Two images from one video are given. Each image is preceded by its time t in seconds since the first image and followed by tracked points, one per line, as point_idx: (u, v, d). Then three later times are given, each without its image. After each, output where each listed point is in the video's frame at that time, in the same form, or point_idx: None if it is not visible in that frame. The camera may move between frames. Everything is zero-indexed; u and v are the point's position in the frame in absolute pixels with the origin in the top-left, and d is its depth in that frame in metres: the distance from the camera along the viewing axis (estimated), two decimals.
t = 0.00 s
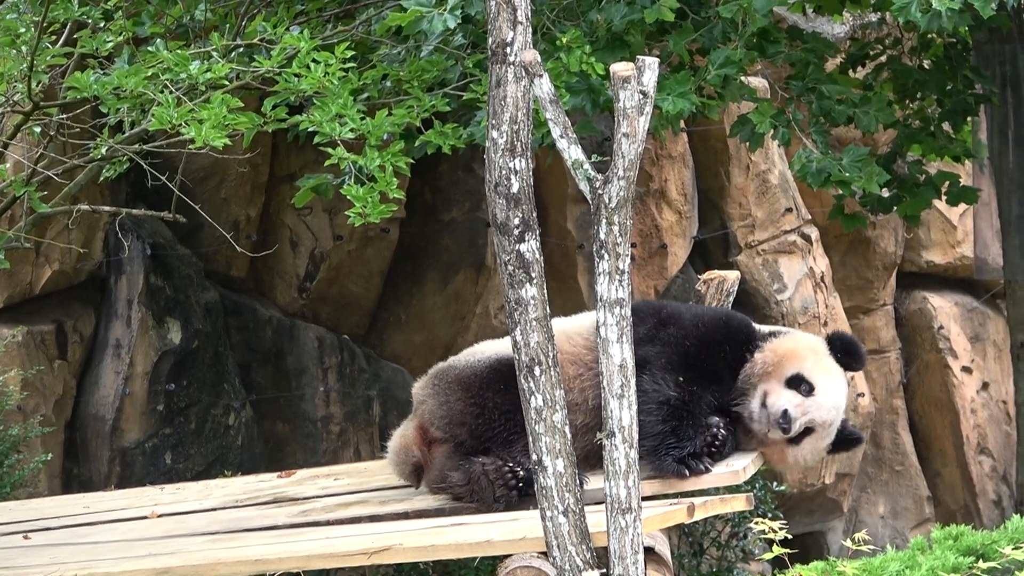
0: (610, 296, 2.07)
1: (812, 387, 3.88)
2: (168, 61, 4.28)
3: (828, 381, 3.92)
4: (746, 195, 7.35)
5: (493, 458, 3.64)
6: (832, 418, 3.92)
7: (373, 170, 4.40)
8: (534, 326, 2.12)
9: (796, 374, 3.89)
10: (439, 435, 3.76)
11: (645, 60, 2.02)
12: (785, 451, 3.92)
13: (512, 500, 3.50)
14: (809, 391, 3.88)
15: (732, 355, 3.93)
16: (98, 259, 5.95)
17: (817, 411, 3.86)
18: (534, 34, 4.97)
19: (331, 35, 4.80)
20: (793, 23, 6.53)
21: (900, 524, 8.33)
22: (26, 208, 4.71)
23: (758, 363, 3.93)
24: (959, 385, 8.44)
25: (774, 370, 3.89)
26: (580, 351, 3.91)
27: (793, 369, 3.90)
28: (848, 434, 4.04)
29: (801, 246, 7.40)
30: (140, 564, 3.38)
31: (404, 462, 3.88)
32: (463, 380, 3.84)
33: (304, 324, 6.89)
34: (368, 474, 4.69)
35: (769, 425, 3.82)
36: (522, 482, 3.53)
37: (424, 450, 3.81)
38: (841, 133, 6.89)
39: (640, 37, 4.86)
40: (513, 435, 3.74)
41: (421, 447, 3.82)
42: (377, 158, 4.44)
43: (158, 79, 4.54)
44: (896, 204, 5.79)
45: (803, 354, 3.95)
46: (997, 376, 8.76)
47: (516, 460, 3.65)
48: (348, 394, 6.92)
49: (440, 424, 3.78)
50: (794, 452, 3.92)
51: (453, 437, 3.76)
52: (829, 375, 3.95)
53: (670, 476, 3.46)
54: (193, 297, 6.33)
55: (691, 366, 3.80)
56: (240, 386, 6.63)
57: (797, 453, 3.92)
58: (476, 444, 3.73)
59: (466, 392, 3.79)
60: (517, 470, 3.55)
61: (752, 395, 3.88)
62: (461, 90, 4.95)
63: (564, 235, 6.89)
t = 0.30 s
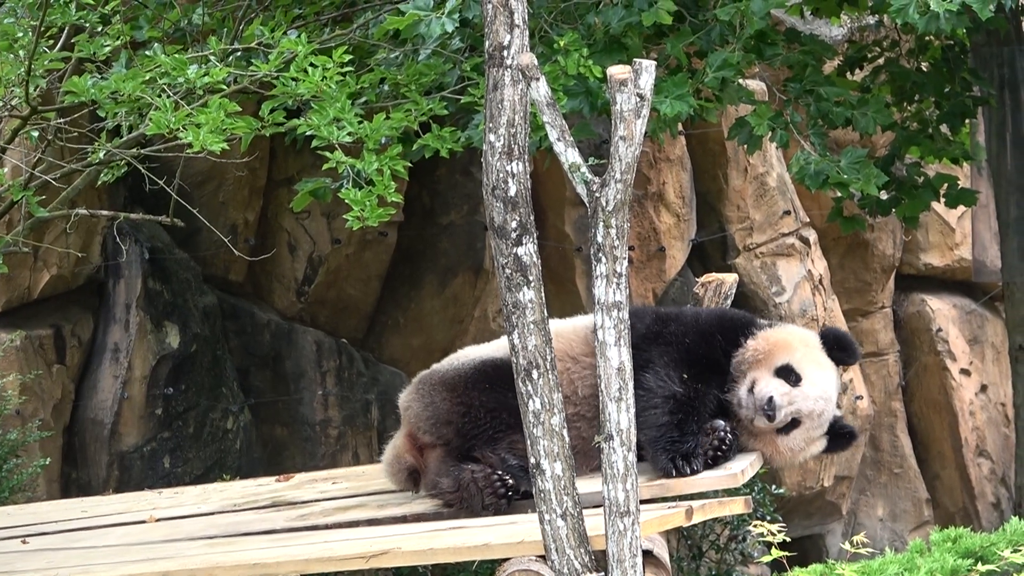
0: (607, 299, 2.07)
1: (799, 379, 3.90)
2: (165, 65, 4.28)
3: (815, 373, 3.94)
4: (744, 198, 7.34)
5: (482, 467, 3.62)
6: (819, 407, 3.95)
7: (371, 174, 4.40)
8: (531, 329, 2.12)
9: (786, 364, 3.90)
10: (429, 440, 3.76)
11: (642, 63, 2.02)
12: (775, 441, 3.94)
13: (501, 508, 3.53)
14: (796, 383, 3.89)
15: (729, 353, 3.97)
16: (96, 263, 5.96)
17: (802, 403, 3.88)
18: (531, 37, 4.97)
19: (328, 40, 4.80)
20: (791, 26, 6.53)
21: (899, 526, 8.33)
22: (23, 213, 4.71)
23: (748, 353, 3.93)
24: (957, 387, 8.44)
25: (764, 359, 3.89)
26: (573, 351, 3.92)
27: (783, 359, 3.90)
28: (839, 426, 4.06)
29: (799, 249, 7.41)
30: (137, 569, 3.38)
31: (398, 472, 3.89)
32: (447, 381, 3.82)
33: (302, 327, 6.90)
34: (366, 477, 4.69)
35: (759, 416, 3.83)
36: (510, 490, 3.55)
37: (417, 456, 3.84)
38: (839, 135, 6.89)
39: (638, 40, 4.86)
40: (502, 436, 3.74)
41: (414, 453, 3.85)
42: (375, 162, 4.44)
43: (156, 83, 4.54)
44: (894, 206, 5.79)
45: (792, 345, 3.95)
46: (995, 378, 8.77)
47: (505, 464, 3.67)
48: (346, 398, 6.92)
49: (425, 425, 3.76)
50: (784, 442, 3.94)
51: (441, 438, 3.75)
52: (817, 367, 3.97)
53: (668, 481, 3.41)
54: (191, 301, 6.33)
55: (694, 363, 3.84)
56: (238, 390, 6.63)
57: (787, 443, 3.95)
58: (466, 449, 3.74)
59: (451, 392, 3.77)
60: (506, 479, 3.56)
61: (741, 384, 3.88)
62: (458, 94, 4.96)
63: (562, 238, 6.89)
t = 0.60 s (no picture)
0: (606, 301, 2.07)
1: (804, 351, 4.01)
2: (163, 67, 4.27)
3: (820, 355, 4.05)
4: (742, 200, 7.34)
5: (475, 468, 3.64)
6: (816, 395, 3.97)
7: (369, 176, 4.40)
8: (530, 331, 2.11)
9: (793, 336, 4.04)
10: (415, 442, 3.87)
11: (640, 64, 2.02)
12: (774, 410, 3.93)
13: (495, 509, 3.50)
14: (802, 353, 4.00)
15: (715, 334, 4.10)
16: (95, 265, 5.96)
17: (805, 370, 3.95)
18: (530, 39, 4.97)
19: (326, 42, 4.80)
20: (789, 27, 6.53)
21: (898, 527, 8.32)
22: (21, 215, 4.71)
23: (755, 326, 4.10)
24: (956, 388, 8.44)
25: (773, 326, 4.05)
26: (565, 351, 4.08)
27: (790, 331, 4.05)
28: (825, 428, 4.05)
29: (798, 250, 7.38)
30: (136, 572, 3.38)
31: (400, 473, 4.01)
32: (431, 378, 4.01)
33: (301, 329, 6.90)
34: (364, 480, 4.69)
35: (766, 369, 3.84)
36: (503, 491, 3.52)
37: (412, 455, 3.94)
38: (838, 137, 6.88)
39: (636, 41, 4.85)
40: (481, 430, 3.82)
41: (411, 454, 3.95)
42: (373, 164, 4.43)
43: (154, 86, 4.55)
44: (892, 208, 5.78)
45: (801, 325, 4.12)
46: (993, 379, 8.79)
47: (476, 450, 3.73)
48: (345, 400, 6.91)
49: (409, 421, 3.92)
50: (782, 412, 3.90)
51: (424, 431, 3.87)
52: (823, 350, 4.08)
53: (665, 482, 3.42)
54: (190, 303, 6.33)
55: (676, 360, 3.97)
56: (237, 391, 6.63)
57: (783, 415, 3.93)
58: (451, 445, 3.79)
59: (433, 386, 3.95)
60: (499, 480, 3.54)
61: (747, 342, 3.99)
62: (456, 96, 4.96)
63: (561, 240, 6.89)
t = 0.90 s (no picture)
0: (604, 301, 2.07)
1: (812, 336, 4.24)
2: (161, 68, 4.28)
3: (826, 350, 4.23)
4: (742, 199, 7.33)
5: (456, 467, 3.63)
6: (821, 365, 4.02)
7: (368, 177, 4.39)
8: (528, 331, 2.11)
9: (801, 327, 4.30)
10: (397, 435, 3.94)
11: (639, 65, 2.01)
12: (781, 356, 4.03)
13: (481, 509, 3.53)
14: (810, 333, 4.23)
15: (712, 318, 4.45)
16: (94, 266, 5.95)
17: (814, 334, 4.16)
18: (528, 39, 4.97)
19: (325, 42, 4.80)
20: (788, 27, 6.54)
21: (897, 527, 8.32)
22: (20, 216, 4.71)
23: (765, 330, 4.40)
24: (955, 388, 8.45)
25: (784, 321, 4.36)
26: (562, 344, 4.15)
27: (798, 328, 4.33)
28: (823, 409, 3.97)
29: (797, 250, 7.37)
30: (134, 573, 3.38)
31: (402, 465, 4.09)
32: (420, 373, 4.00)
33: (299, 330, 6.90)
34: (363, 480, 4.69)
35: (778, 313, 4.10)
36: (484, 489, 3.55)
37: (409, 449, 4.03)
38: (837, 137, 6.88)
39: (634, 41, 4.84)
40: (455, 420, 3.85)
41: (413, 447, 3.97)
42: (372, 165, 4.43)
43: (153, 87, 4.55)
44: (891, 208, 5.79)
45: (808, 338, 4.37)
46: (992, 379, 8.80)
47: (436, 439, 3.77)
48: (344, 400, 6.90)
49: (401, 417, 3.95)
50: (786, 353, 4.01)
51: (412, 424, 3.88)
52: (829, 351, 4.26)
53: (664, 482, 3.44)
54: (189, 304, 6.33)
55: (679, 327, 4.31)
56: (236, 392, 6.63)
57: (786, 361, 4.01)
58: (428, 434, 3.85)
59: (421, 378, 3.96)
60: (478, 478, 3.56)
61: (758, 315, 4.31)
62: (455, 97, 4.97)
63: (560, 240, 6.89)
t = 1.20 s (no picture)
0: (603, 300, 2.07)
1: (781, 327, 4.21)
2: (160, 67, 4.28)
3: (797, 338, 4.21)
4: (740, 199, 7.34)
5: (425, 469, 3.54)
6: (809, 341, 3.99)
7: (367, 175, 4.40)
8: (527, 330, 2.11)
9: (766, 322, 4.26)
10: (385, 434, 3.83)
11: (637, 64, 2.01)
12: (770, 335, 3.97)
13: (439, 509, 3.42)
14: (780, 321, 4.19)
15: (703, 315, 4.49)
16: (92, 265, 5.95)
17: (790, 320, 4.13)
18: (527, 38, 4.98)
19: (324, 41, 4.80)
20: (787, 27, 6.54)
21: (896, 526, 8.33)
22: (19, 215, 4.71)
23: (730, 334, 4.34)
24: (954, 388, 8.45)
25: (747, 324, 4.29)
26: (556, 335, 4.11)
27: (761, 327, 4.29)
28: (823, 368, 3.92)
29: (795, 249, 7.39)
30: (133, 571, 3.38)
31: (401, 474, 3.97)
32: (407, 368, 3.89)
33: (298, 329, 6.90)
34: (361, 478, 4.69)
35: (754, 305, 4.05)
36: (435, 492, 3.43)
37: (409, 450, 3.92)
38: (835, 136, 6.89)
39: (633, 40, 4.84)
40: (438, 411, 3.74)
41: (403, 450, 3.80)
42: (371, 164, 4.43)
43: (152, 85, 4.56)
44: (889, 207, 5.79)
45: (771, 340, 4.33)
46: (991, 378, 8.81)
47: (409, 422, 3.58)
48: (343, 399, 6.90)
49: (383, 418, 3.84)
50: (777, 328, 3.95)
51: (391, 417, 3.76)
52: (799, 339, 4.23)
53: (663, 481, 3.44)
54: (187, 303, 6.33)
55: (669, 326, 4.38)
56: (234, 391, 6.63)
57: (779, 335, 3.95)
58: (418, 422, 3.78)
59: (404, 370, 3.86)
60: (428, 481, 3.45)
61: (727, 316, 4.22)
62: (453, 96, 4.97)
63: (558, 239, 6.89)
